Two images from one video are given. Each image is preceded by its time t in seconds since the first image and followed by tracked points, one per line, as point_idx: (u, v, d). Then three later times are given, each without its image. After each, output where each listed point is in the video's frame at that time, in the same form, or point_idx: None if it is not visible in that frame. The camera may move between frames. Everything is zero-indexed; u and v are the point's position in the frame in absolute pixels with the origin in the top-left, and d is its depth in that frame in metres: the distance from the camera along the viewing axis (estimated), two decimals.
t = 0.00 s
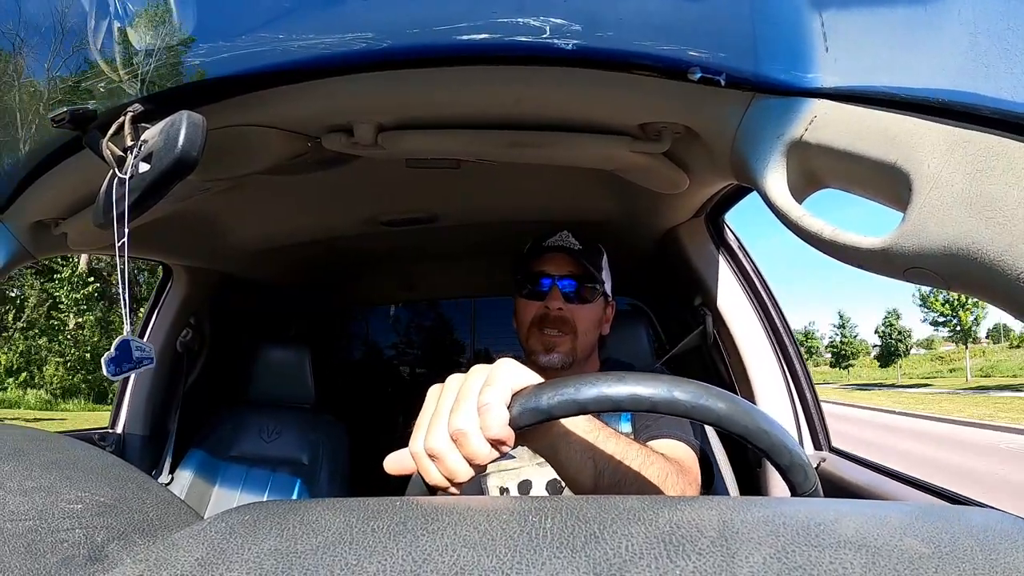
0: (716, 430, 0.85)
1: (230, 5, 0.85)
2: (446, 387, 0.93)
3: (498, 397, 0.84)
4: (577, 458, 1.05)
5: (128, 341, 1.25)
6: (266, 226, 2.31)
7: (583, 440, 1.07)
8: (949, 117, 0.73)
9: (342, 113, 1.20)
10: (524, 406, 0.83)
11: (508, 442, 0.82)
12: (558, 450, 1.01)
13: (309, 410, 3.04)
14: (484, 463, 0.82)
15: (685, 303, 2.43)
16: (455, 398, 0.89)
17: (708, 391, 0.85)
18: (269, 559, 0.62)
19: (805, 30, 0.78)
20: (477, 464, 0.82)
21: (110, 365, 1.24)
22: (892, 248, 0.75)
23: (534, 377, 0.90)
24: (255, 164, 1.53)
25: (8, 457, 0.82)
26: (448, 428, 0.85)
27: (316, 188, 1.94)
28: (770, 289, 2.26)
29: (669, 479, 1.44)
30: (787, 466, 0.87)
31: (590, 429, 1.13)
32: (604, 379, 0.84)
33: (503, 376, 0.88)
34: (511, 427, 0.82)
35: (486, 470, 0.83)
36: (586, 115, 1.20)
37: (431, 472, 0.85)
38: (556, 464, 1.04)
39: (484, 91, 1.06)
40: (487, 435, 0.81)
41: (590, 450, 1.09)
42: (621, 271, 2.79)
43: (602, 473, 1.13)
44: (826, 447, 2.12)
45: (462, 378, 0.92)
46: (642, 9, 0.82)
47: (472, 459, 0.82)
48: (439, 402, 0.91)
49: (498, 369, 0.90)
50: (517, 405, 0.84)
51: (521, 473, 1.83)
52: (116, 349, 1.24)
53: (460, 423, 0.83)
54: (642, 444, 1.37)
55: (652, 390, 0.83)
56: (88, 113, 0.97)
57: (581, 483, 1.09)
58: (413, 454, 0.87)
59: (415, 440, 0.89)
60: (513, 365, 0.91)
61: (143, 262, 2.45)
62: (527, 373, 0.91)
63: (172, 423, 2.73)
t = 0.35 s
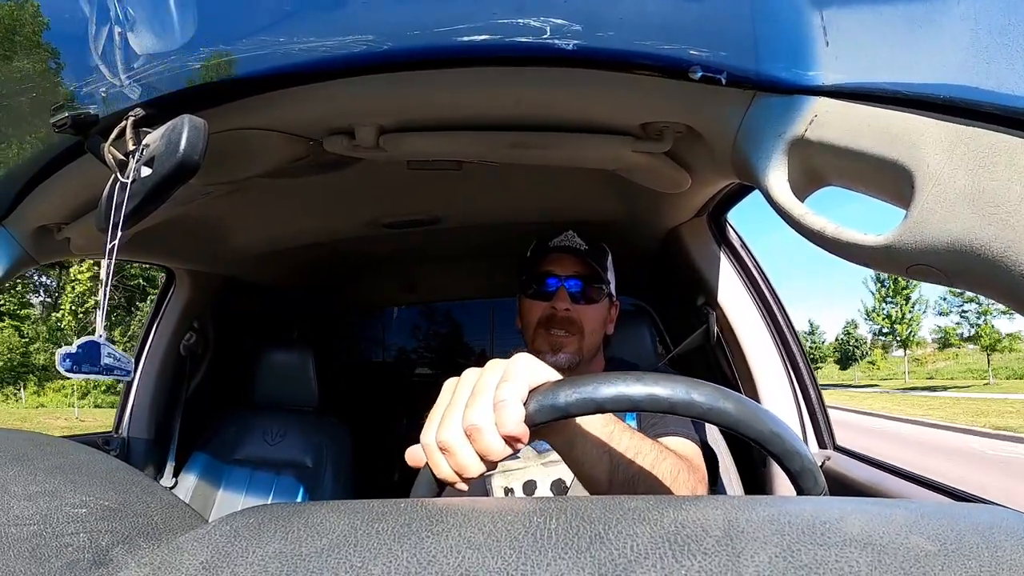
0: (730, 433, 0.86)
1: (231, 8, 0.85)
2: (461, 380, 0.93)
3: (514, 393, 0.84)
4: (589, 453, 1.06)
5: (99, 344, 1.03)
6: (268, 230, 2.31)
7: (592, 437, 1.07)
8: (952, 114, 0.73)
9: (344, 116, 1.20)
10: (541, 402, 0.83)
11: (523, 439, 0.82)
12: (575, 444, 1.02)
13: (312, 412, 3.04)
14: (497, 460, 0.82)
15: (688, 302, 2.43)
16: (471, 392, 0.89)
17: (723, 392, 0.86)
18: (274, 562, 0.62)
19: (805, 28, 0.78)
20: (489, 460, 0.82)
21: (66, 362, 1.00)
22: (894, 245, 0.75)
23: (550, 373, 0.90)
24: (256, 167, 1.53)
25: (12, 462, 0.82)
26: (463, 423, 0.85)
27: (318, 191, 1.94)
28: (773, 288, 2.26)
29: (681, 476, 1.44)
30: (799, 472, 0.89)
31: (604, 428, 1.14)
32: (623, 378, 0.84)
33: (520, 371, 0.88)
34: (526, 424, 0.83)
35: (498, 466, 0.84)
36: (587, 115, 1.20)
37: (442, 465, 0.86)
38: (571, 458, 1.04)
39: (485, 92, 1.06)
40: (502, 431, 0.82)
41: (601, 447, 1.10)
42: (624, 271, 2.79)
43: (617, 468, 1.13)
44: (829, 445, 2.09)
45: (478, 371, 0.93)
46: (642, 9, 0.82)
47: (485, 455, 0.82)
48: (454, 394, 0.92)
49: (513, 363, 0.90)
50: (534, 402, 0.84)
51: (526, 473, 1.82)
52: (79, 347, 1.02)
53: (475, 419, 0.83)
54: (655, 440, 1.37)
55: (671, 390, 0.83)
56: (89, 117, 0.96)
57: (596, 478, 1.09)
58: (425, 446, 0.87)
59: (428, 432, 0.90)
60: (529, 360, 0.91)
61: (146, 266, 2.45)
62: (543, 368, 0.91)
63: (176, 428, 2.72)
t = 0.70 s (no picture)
0: (739, 436, 0.86)
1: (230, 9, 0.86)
2: (473, 375, 0.93)
3: (527, 390, 0.84)
4: (599, 448, 1.06)
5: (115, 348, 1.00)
6: (268, 231, 2.31)
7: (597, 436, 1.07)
8: (951, 113, 0.73)
9: (343, 117, 1.20)
10: (553, 399, 0.83)
11: (533, 437, 0.82)
12: (587, 439, 1.02)
13: (313, 414, 3.05)
14: (505, 455, 0.82)
15: (688, 301, 2.43)
16: (482, 387, 0.89)
17: (734, 395, 0.86)
18: (275, 563, 0.62)
19: (805, 28, 0.78)
20: (498, 455, 0.82)
21: (78, 371, 0.98)
22: (894, 244, 0.75)
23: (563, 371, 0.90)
24: (256, 169, 1.53)
25: (12, 465, 0.82)
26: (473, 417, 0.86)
27: (318, 192, 1.94)
28: (772, 287, 2.26)
29: (690, 472, 1.44)
30: (805, 476, 0.89)
31: (615, 429, 1.16)
32: (635, 378, 0.84)
33: (533, 368, 0.88)
34: (538, 421, 0.83)
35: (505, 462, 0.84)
36: (586, 115, 1.20)
37: (448, 459, 0.86)
38: (582, 454, 1.05)
39: (484, 93, 1.06)
40: (513, 427, 0.82)
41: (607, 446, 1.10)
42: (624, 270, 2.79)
43: (627, 466, 1.13)
44: (829, 444, 2.09)
45: (490, 366, 0.93)
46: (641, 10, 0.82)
47: (494, 450, 0.82)
48: (465, 388, 0.92)
49: (525, 359, 0.90)
50: (545, 399, 0.83)
51: (525, 472, 1.82)
52: (91, 354, 0.99)
53: (486, 413, 0.83)
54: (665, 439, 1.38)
55: (682, 392, 0.84)
56: (88, 120, 0.98)
57: (605, 474, 1.10)
58: (433, 439, 0.87)
59: (436, 425, 0.90)
60: (542, 358, 0.91)
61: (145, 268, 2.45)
62: (556, 366, 0.91)
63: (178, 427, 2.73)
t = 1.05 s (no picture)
0: (742, 439, 0.86)
1: (229, 6, 0.86)
2: (479, 370, 0.94)
3: (533, 386, 0.84)
4: (601, 447, 1.05)
5: (106, 345, 0.99)
6: (267, 229, 2.31)
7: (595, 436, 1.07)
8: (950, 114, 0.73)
9: (342, 115, 1.20)
10: (559, 397, 0.83)
11: (538, 433, 0.82)
12: (590, 437, 1.03)
13: (311, 412, 3.05)
14: (510, 451, 0.83)
15: (686, 301, 2.43)
16: (488, 381, 0.89)
17: (740, 399, 0.86)
18: (272, 561, 0.62)
19: (804, 28, 0.78)
20: (502, 450, 0.82)
21: (70, 368, 0.96)
22: (893, 245, 0.75)
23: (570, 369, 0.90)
24: (255, 167, 1.53)
25: (9, 462, 0.82)
26: (479, 410, 0.86)
27: (317, 191, 1.94)
28: (770, 287, 2.26)
29: (690, 473, 1.45)
30: (805, 481, 0.89)
31: (619, 430, 1.16)
32: (642, 378, 0.84)
33: (540, 364, 0.88)
34: (543, 417, 0.83)
35: (509, 458, 0.84)
36: (585, 115, 1.20)
37: (451, 453, 0.86)
38: (581, 454, 1.04)
39: (484, 92, 1.06)
40: (519, 423, 0.82)
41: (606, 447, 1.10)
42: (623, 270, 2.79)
43: (628, 466, 1.13)
44: (828, 444, 2.12)
45: (496, 362, 0.93)
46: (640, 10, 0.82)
47: (499, 445, 0.82)
48: (470, 383, 0.92)
49: (533, 355, 0.90)
50: (552, 395, 0.83)
51: (520, 471, 1.83)
52: (84, 352, 0.97)
53: (491, 408, 0.83)
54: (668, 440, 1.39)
55: (689, 394, 0.84)
56: (88, 117, 0.97)
57: (607, 473, 1.10)
58: (436, 432, 0.87)
59: (440, 418, 0.90)
60: (549, 353, 0.91)
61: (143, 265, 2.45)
62: (563, 363, 0.91)
63: (176, 425, 2.74)
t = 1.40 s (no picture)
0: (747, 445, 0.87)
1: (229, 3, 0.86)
2: (484, 365, 0.93)
3: (542, 382, 0.83)
4: (601, 447, 1.06)
5: (93, 341, 0.98)
6: (264, 228, 2.31)
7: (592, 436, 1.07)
8: (948, 117, 0.73)
9: (340, 113, 1.20)
10: (568, 394, 0.83)
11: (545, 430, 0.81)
12: (592, 437, 1.04)
13: (308, 411, 3.06)
14: (515, 447, 0.82)
15: (683, 302, 2.43)
16: (495, 377, 0.89)
17: (745, 404, 0.87)
18: (268, 560, 0.62)
19: (803, 30, 0.78)
20: (507, 446, 0.81)
21: (54, 359, 0.95)
22: (891, 247, 0.75)
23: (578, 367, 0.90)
24: (252, 165, 1.53)
25: (6, 459, 0.82)
26: (485, 405, 0.85)
27: (315, 189, 1.94)
28: (767, 288, 2.26)
29: (691, 476, 1.45)
30: (806, 490, 0.89)
31: (620, 431, 1.17)
32: (651, 380, 0.85)
33: (549, 361, 0.88)
34: (550, 414, 0.82)
35: (513, 454, 0.83)
36: (583, 115, 1.20)
37: (454, 447, 0.85)
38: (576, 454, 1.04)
39: (482, 92, 1.06)
40: (526, 419, 0.81)
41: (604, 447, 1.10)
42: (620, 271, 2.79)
43: (631, 467, 1.13)
44: (823, 445, 2.13)
45: (503, 358, 0.92)
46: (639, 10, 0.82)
47: (504, 440, 0.82)
48: (476, 378, 0.92)
49: (542, 353, 0.90)
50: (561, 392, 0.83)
51: (518, 471, 1.83)
52: (70, 343, 0.96)
53: (499, 403, 0.83)
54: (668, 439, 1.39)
55: (696, 397, 0.85)
56: (86, 114, 0.96)
57: (602, 473, 1.09)
58: (440, 426, 0.86)
59: (444, 412, 0.89)
60: (557, 352, 0.91)
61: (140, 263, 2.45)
62: (571, 361, 0.90)
63: (173, 423, 2.75)
